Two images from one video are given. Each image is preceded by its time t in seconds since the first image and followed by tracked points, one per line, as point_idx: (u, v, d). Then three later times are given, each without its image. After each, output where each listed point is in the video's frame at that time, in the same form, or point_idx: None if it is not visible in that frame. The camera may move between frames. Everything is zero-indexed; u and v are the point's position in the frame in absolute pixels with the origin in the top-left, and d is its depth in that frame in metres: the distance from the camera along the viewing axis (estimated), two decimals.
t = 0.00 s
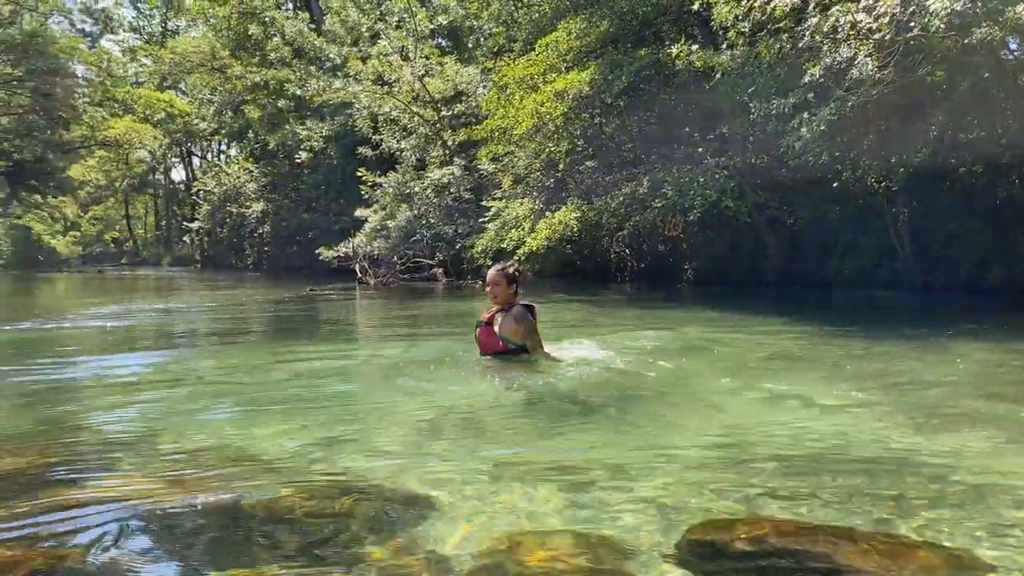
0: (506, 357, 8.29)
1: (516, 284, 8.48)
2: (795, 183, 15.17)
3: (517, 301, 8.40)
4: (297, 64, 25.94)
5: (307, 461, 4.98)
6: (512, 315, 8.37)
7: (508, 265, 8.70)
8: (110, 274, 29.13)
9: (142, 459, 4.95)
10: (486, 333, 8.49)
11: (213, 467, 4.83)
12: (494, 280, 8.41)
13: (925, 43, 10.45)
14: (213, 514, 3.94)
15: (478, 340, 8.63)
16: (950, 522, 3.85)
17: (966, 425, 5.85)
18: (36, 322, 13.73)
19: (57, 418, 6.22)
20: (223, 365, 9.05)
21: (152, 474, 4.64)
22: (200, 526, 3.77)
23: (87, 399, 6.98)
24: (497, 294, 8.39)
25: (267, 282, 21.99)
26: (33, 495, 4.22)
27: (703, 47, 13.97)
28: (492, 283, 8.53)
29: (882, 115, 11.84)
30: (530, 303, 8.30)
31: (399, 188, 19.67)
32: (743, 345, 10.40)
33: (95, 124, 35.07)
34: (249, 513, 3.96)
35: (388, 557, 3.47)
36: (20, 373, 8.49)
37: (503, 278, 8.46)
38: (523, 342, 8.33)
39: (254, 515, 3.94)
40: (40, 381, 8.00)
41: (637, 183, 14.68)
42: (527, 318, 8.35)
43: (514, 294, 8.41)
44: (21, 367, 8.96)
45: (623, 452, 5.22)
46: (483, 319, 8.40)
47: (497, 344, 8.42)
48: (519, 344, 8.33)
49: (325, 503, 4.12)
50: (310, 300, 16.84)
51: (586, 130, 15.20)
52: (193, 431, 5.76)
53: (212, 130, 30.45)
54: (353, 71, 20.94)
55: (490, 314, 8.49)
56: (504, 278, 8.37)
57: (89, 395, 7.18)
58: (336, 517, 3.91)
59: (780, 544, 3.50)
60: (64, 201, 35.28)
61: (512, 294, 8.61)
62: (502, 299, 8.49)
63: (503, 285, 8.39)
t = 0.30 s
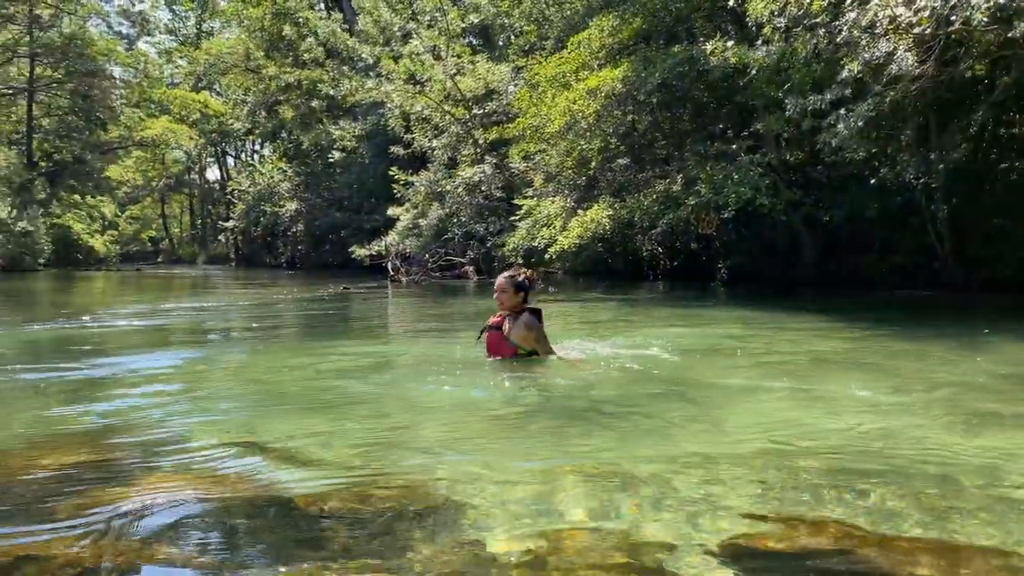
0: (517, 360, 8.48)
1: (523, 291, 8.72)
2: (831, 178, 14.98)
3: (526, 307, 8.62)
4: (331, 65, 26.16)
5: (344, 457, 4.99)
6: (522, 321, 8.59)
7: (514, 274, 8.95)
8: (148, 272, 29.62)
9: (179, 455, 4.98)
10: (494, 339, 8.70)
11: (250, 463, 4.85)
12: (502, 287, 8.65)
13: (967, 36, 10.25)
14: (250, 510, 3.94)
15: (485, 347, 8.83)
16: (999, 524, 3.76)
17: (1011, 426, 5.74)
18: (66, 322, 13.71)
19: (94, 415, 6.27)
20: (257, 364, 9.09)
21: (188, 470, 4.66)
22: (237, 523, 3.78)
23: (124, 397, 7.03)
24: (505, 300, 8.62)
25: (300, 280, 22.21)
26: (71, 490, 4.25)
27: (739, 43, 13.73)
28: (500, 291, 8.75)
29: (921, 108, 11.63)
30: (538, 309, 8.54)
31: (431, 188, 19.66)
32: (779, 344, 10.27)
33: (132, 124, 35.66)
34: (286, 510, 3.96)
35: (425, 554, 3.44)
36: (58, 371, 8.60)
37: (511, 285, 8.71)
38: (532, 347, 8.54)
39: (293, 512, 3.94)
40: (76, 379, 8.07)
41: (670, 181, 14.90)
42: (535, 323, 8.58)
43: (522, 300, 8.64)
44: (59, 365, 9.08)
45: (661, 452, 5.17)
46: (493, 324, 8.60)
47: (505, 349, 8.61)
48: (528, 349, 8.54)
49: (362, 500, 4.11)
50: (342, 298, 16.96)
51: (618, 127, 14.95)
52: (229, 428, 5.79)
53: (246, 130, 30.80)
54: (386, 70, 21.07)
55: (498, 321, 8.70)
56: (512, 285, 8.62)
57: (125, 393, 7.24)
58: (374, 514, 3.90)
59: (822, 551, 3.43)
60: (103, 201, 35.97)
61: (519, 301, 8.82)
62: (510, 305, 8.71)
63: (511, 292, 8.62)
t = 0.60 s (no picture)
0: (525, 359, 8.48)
1: (530, 288, 8.58)
2: (868, 176, 14.78)
3: (531, 304, 8.55)
4: (363, 65, 26.36)
5: (378, 461, 5.00)
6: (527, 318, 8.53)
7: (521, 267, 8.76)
8: (182, 271, 30.09)
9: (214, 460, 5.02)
10: (500, 335, 8.65)
11: (285, 467, 4.88)
12: (507, 284, 8.54)
13: (1008, 30, 10.07)
14: (285, 520, 3.96)
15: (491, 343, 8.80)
16: None
17: None
18: (93, 322, 13.62)
19: (133, 417, 6.36)
20: (289, 363, 9.13)
21: (223, 475, 4.69)
22: (272, 533, 3.79)
23: (157, 398, 7.08)
24: (511, 297, 8.52)
25: (332, 279, 22.39)
26: (108, 495, 4.30)
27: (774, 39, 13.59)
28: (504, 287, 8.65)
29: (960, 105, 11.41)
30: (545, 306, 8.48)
31: (461, 186, 19.61)
32: (816, 344, 10.12)
33: (167, 125, 36.28)
34: (320, 519, 3.97)
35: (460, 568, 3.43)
36: (93, 371, 8.67)
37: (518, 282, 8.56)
38: (539, 344, 8.52)
39: (328, 521, 3.95)
40: (109, 379, 8.12)
41: (703, 178, 15.07)
42: (542, 320, 8.50)
43: (528, 297, 8.55)
44: (91, 364, 9.14)
45: (697, 456, 5.11)
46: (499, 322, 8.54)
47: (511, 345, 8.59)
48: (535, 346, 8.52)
49: (396, 508, 4.11)
50: (373, 296, 17.04)
51: (651, 125, 14.94)
52: (269, 429, 5.88)
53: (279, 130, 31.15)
54: (416, 70, 21.19)
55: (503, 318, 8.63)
56: (517, 281, 8.51)
57: (159, 394, 7.29)
58: (409, 523, 3.90)
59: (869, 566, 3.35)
60: (138, 200, 36.55)
61: (525, 296, 8.69)
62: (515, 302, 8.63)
63: (518, 291, 8.48)
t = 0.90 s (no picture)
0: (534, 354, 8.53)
1: (534, 284, 8.65)
2: (904, 173, 14.52)
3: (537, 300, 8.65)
4: (394, 64, 26.46)
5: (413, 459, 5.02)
6: (535, 313, 8.62)
7: (529, 264, 8.87)
8: (215, 270, 30.53)
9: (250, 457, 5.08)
10: (511, 332, 8.77)
11: (319, 464, 4.92)
12: (513, 281, 8.68)
13: None
14: (318, 519, 3.99)
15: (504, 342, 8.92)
16: None
17: None
18: (131, 319, 13.88)
19: (173, 412, 6.47)
20: (321, 360, 9.21)
21: (257, 472, 4.75)
22: (306, 532, 3.82)
23: (192, 395, 7.16)
24: (516, 294, 8.66)
25: (364, 277, 22.59)
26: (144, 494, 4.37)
27: (809, 34, 13.39)
28: (511, 286, 8.81)
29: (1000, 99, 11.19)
30: (549, 301, 8.54)
31: (491, 185, 19.58)
32: (851, 343, 10.00)
33: (201, 125, 36.86)
34: (351, 519, 4.00)
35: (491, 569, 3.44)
36: (130, 367, 8.81)
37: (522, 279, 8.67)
38: (548, 339, 8.58)
39: (361, 521, 3.97)
40: (145, 376, 8.24)
41: (736, 175, 14.81)
42: (547, 316, 8.53)
43: (533, 293, 8.66)
44: (126, 361, 9.27)
45: (732, 456, 5.09)
46: (506, 321, 8.68)
47: (523, 341, 8.68)
48: (545, 342, 8.58)
49: (430, 508, 4.13)
50: (404, 294, 17.16)
51: (682, 122, 14.89)
52: (307, 425, 5.95)
53: (311, 130, 31.45)
54: (447, 69, 21.27)
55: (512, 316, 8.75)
56: (520, 278, 8.67)
57: (194, 390, 7.39)
58: (440, 523, 3.92)
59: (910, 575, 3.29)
60: (173, 200, 37.16)
61: (533, 293, 8.77)
62: (522, 300, 8.75)
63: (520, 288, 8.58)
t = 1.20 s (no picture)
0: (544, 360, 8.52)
1: (545, 291, 8.67)
2: (943, 169, 14.28)
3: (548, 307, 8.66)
4: (427, 63, 26.60)
5: (453, 457, 5.08)
6: (545, 320, 8.63)
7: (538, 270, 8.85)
8: (250, 268, 30.93)
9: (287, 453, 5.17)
10: (519, 337, 8.77)
11: (360, 461, 4.99)
12: (523, 288, 8.67)
13: None
14: (361, 516, 4.05)
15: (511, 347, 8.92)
16: None
17: None
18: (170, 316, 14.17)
19: (213, 407, 6.62)
20: (357, 356, 9.29)
21: (298, 469, 4.82)
22: (343, 527, 3.90)
23: (232, 392, 7.27)
24: (526, 301, 8.65)
25: (396, 274, 22.73)
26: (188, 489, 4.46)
27: (847, 28, 13.19)
28: (520, 292, 8.79)
29: None
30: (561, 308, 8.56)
31: (524, 182, 19.62)
32: (891, 340, 9.88)
33: (237, 125, 37.40)
34: (391, 516, 4.05)
35: (534, 565, 3.48)
36: (170, 363, 8.96)
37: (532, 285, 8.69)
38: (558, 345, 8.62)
39: (406, 517, 4.04)
40: (186, 372, 8.37)
41: (771, 172, 14.66)
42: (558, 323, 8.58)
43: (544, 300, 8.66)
44: (167, 357, 9.43)
45: (773, 453, 5.08)
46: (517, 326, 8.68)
47: (531, 347, 8.68)
48: (554, 348, 8.60)
49: (472, 505, 4.18)
50: (436, 292, 17.27)
51: (718, 119, 14.64)
52: (345, 421, 6.05)
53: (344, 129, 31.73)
54: (480, 67, 21.34)
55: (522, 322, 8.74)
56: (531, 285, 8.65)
57: (234, 387, 7.50)
58: (482, 518, 3.97)
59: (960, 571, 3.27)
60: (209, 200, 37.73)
61: (543, 299, 8.78)
62: (531, 306, 8.75)
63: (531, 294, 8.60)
